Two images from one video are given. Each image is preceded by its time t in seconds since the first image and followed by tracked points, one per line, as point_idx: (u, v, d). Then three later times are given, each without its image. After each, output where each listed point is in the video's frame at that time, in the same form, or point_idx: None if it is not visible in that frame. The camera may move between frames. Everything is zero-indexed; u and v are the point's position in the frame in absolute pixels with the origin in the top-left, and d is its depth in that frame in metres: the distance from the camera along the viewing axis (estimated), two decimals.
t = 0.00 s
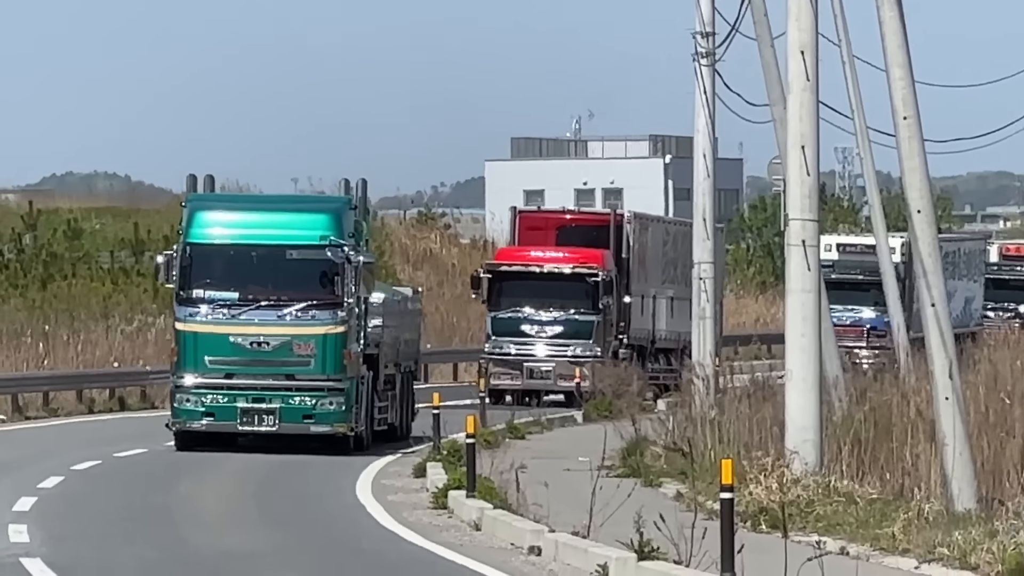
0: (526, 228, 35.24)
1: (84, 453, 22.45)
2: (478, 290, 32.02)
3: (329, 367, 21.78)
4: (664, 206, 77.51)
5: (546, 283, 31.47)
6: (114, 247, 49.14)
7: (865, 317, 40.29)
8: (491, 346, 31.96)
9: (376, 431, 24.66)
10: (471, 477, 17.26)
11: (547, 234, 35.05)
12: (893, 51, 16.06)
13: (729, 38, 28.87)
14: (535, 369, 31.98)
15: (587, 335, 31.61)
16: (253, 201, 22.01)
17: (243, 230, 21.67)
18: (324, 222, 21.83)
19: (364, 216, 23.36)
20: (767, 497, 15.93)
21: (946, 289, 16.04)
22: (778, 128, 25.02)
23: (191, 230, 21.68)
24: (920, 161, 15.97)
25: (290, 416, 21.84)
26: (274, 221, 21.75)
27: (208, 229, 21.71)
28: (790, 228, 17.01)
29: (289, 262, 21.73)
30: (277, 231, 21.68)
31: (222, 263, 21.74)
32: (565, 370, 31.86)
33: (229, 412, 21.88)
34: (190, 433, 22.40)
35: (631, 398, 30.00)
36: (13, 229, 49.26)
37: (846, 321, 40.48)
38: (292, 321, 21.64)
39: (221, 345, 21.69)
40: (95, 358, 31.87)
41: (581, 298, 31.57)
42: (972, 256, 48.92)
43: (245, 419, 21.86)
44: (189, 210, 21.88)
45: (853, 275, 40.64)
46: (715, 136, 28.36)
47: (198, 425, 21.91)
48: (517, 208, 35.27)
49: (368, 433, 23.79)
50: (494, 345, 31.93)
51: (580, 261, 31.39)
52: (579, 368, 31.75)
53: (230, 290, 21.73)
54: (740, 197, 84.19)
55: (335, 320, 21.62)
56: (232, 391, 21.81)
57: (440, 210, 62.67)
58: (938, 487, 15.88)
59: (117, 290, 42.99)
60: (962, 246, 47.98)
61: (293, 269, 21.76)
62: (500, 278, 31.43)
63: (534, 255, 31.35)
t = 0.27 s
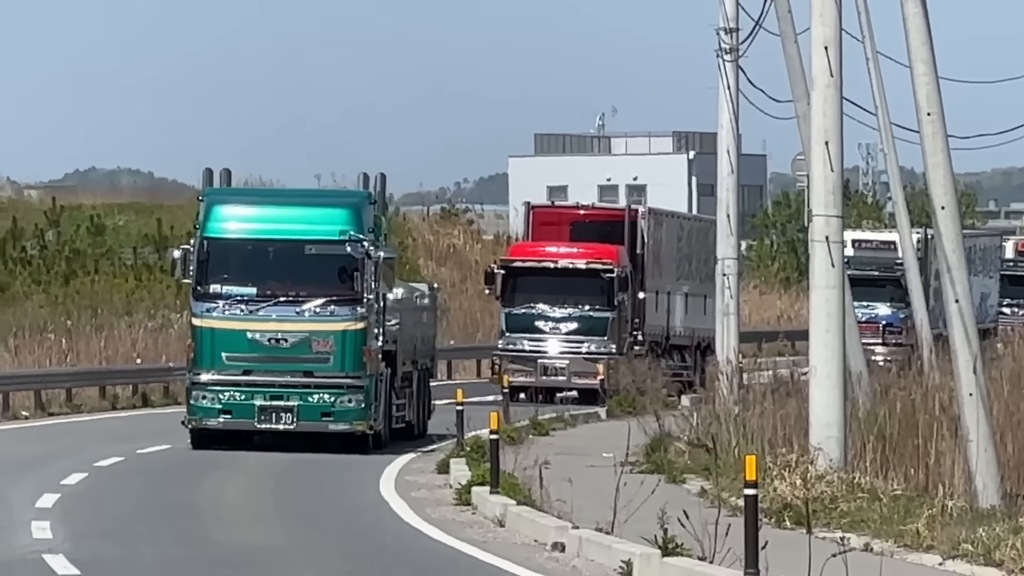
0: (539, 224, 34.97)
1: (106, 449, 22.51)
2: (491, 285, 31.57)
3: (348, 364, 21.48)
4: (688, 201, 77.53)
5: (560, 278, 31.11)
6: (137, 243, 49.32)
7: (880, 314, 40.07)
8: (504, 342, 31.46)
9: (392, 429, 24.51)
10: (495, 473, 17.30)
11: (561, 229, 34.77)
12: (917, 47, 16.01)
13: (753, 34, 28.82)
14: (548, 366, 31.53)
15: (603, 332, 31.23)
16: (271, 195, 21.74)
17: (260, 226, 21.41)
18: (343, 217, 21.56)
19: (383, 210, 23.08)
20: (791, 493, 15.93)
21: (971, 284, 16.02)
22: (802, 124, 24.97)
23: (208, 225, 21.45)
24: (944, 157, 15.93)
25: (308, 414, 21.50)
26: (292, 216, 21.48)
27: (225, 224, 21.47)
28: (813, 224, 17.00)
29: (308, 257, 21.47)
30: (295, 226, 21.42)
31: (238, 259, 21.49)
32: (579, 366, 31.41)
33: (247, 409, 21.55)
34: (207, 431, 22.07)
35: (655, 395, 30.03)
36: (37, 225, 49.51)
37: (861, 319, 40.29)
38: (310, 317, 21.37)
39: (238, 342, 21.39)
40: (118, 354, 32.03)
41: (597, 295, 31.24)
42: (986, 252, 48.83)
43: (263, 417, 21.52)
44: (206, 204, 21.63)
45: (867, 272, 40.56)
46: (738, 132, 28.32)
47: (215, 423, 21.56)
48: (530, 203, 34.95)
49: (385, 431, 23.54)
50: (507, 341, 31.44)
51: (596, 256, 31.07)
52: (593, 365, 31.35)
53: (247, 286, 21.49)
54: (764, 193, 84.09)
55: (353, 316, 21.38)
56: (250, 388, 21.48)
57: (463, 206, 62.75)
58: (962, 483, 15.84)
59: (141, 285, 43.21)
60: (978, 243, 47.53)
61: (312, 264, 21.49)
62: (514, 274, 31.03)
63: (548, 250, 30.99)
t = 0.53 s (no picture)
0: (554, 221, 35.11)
1: (129, 447, 22.59)
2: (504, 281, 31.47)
3: (366, 362, 21.20)
4: (710, 199, 77.56)
5: (573, 275, 30.98)
6: (160, 241, 49.54)
7: (894, 312, 40.32)
8: (516, 340, 31.44)
9: (410, 427, 24.16)
10: (517, 471, 17.34)
11: (575, 226, 34.92)
12: (939, 45, 16.03)
13: (776, 32, 28.82)
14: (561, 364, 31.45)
15: (616, 330, 31.16)
16: (288, 191, 21.58)
17: (277, 221, 21.26)
18: (361, 213, 21.39)
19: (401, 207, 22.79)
20: (813, 491, 15.96)
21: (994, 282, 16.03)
22: (825, 122, 24.97)
23: (224, 221, 21.29)
24: (966, 155, 15.91)
25: (326, 412, 21.28)
26: (309, 211, 21.33)
27: (241, 220, 21.32)
28: (835, 222, 17.01)
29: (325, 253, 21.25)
30: (312, 221, 21.27)
31: (254, 255, 21.28)
32: (592, 365, 31.34)
33: (263, 408, 21.31)
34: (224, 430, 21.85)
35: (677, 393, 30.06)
36: (60, 223, 49.75)
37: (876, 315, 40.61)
38: (328, 313, 21.11)
39: (255, 339, 21.16)
40: (140, 352, 32.23)
41: (610, 292, 31.07)
42: (1004, 251, 48.76)
43: (279, 416, 21.28)
44: (222, 200, 21.48)
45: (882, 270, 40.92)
46: (761, 129, 28.31)
47: (231, 422, 21.34)
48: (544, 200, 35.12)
49: (403, 430, 23.28)
50: (520, 339, 31.40)
51: (609, 254, 30.89)
52: (606, 363, 31.29)
53: (264, 282, 21.25)
54: (787, 191, 84.06)
55: (372, 312, 21.10)
56: (266, 386, 21.24)
57: (485, 203, 62.86)
58: (985, 481, 15.86)
59: (164, 283, 43.40)
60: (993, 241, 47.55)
61: (330, 260, 21.25)
62: (527, 271, 30.91)
63: (562, 248, 30.80)
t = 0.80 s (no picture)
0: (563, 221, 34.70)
1: (146, 447, 22.63)
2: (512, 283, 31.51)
3: (380, 362, 20.92)
4: (727, 199, 77.56)
5: (582, 276, 30.97)
6: (178, 241, 49.68)
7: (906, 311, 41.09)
8: (525, 340, 31.40)
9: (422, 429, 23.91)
10: (535, 471, 17.35)
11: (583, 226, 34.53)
12: (957, 44, 16.01)
13: (793, 32, 28.80)
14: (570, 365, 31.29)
15: (624, 330, 31.05)
16: (300, 189, 21.31)
17: (289, 220, 20.98)
18: (374, 211, 21.14)
19: (416, 205, 22.62)
20: (830, 491, 15.96)
21: (1011, 283, 16.02)
22: (842, 122, 24.95)
23: (235, 219, 21.00)
24: (984, 155, 15.90)
25: (339, 413, 20.95)
26: (323, 209, 21.06)
27: (253, 218, 21.03)
28: (853, 222, 17.01)
29: (339, 252, 20.97)
30: (325, 220, 21.00)
31: (266, 254, 20.98)
32: (601, 366, 31.19)
33: (275, 410, 20.97)
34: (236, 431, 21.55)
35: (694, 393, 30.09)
36: (78, 223, 49.92)
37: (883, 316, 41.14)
38: (341, 313, 20.82)
39: (267, 339, 20.84)
40: (158, 352, 32.37)
41: (619, 292, 31.02)
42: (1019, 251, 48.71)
43: (292, 417, 20.96)
44: (233, 198, 21.20)
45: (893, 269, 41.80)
46: (778, 129, 28.29)
47: (242, 422, 21.01)
48: (553, 199, 34.55)
49: (416, 431, 23.05)
50: (529, 340, 31.40)
51: (617, 254, 30.90)
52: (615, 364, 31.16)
53: (276, 282, 20.97)
54: (804, 191, 83.99)
55: (386, 312, 20.82)
56: (278, 387, 20.92)
57: (502, 203, 62.88)
58: (1003, 481, 15.83)
59: (181, 283, 43.54)
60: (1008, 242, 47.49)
61: (343, 259, 20.98)
62: (536, 270, 30.97)
63: (569, 248, 30.85)
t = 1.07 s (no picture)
0: (563, 220, 34.86)
1: (157, 448, 22.68)
2: (514, 284, 31.36)
3: (388, 364, 20.62)
4: (738, 200, 77.58)
5: (583, 276, 30.76)
6: (189, 242, 49.79)
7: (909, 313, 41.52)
8: (526, 342, 31.26)
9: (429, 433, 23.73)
10: (546, 472, 17.38)
11: (585, 225, 34.68)
12: (969, 46, 16.03)
13: (805, 33, 28.80)
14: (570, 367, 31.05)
15: (626, 331, 30.80)
16: (307, 187, 20.94)
17: (295, 219, 20.63)
18: (382, 210, 20.72)
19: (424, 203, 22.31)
20: (841, 492, 16.00)
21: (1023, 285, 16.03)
22: (854, 123, 24.95)
23: (241, 218, 20.67)
24: (994, 156, 15.90)
25: (346, 416, 20.67)
26: (330, 208, 20.69)
27: (259, 217, 20.69)
28: (864, 224, 17.02)
29: (346, 252, 20.63)
30: (332, 219, 20.63)
31: (273, 253, 20.68)
32: (602, 367, 30.93)
33: (281, 412, 20.70)
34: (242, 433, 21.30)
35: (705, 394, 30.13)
36: (90, 223, 50.06)
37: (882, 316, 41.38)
38: (349, 314, 20.53)
39: (273, 340, 20.57)
40: (169, 352, 32.47)
41: (620, 293, 30.79)
42: None
43: (298, 420, 20.69)
44: (239, 197, 20.87)
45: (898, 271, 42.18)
46: (790, 130, 28.29)
47: (248, 425, 20.75)
48: (553, 198, 34.79)
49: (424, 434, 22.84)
50: (530, 341, 31.25)
51: (619, 255, 30.69)
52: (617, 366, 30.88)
53: (282, 282, 20.67)
54: (815, 192, 83.96)
55: (394, 314, 20.50)
56: (284, 389, 20.66)
57: (513, 204, 62.92)
58: (1014, 482, 15.85)
59: (193, 284, 43.62)
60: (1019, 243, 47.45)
61: (351, 259, 20.65)
62: (537, 271, 30.79)
63: (571, 249, 30.66)
